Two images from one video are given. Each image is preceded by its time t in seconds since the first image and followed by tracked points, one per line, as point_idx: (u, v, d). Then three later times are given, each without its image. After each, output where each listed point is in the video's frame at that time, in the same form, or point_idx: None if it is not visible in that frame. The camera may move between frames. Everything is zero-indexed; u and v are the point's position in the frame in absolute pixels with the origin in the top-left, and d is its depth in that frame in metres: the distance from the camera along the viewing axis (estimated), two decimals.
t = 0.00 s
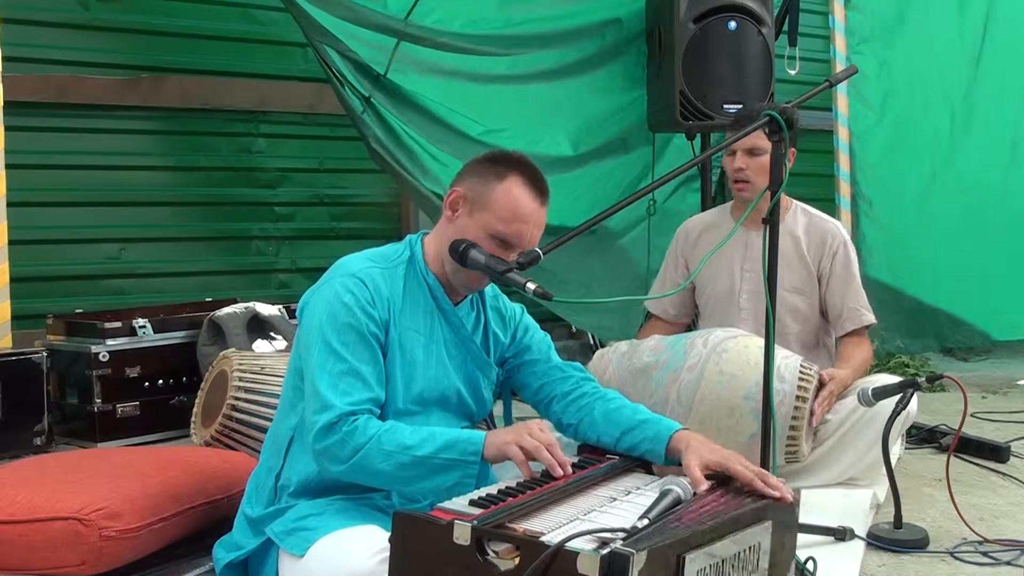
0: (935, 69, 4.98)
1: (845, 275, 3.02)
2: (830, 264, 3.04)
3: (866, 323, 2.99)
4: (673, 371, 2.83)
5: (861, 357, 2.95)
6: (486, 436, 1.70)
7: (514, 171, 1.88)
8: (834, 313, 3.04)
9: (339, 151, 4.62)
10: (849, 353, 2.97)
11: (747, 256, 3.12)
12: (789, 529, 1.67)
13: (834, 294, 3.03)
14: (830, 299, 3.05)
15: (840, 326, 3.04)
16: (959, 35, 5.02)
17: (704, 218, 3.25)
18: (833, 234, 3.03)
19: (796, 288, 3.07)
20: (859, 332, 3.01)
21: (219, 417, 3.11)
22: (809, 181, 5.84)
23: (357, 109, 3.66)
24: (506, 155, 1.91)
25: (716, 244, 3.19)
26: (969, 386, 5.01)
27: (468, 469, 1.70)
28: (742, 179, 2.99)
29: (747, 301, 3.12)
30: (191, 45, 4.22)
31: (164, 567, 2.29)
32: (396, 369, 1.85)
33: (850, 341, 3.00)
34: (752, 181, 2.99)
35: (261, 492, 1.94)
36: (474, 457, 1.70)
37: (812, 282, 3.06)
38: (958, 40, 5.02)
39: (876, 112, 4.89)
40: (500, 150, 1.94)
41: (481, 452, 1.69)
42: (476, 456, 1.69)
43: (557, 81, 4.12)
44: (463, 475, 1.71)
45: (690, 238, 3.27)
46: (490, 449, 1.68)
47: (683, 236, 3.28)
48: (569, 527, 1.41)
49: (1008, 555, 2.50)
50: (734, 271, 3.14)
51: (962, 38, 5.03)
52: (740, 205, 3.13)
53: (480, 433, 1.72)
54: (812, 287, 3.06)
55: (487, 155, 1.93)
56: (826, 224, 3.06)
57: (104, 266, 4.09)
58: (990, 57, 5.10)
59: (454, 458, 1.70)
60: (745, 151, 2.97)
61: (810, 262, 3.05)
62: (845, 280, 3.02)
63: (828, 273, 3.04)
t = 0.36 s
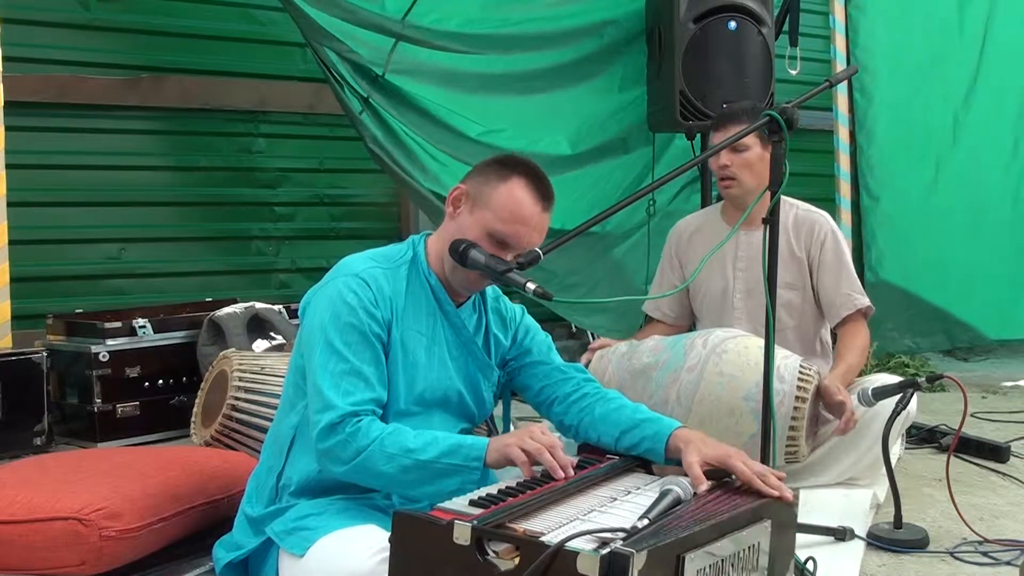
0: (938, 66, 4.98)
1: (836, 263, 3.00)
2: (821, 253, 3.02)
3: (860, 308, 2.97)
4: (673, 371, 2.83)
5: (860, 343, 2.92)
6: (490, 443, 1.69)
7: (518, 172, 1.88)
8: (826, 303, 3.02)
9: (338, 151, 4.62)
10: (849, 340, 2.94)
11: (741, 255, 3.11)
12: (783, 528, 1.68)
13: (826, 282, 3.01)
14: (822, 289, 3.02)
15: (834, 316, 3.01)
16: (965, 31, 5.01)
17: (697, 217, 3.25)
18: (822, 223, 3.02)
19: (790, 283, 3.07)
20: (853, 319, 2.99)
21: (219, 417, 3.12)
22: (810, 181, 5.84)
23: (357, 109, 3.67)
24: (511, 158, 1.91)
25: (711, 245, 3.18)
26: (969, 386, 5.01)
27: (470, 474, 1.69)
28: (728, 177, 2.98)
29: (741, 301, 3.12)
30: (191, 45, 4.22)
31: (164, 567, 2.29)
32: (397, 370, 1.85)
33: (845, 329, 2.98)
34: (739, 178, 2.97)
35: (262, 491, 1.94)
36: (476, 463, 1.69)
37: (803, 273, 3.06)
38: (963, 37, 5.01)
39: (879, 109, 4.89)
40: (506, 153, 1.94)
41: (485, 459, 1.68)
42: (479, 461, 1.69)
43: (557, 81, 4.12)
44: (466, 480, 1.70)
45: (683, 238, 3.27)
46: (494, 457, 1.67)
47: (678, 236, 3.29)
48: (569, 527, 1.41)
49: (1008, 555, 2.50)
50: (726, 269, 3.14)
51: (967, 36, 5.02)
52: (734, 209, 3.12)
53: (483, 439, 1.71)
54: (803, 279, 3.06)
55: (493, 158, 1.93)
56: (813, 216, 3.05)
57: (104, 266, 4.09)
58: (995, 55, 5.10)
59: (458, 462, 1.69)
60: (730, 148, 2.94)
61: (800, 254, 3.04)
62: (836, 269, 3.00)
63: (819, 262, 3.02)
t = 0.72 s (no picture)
0: (939, 64, 4.98)
1: (838, 260, 2.99)
2: (823, 250, 3.02)
3: (861, 305, 2.96)
4: (673, 371, 2.83)
5: (860, 340, 2.91)
6: (486, 424, 1.69)
7: (519, 172, 1.88)
8: (828, 300, 3.01)
9: (338, 151, 4.62)
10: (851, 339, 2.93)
11: (741, 255, 3.11)
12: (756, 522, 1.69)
13: (827, 280, 3.01)
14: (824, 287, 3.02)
15: (835, 314, 3.00)
16: (965, 29, 5.01)
17: (695, 217, 3.26)
18: (823, 221, 3.02)
19: (791, 282, 3.07)
20: (854, 317, 2.98)
21: (219, 417, 3.12)
22: (810, 181, 5.84)
23: (355, 109, 3.72)
24: (510, 156, 1.92)
25: (711, 246, 3.17)
26: (970, 386, 5.01)
27: (469, 459, 1.69)
28: (728, 174, 2.98)
29: (742, 302, 3.12)
30: (191, 45, 4.22)
31: (164, 568, 2.28)
32: (397, 370, 1.85)
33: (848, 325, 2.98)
34: (740, 177, 2.97)
35: (262, 492, 1.94)
36: (474, 446, 1.69)
37: (805, 271, 3.06)
38: (964, 34, 5.01)
39: (880, 108, 4.89)
40: (502, 150, 1.94)
41: (483, 442, 1.68)
42: (476, 445, 1.69)
43: (556, 81, 4.12)
44: (464, 465, 1.70)
45: (684, 238, 3.27)
46: (491, 440, 1.67)
47: (677, 236, 3.30)
48: (568, 527, 1.41)
49: (1008, 555, 2.50)
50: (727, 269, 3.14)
51: (968, 33, 5.02)
52: (735, 208, 3.11)
53: (480, 421, 1.71)
54: (806, 278, 3.06)
55: (489, 156, 1.94)
56: (815, 215, 3.05)
57: (105, 266, 4.10)
58: (997, 52, 5.09)
59: (455, 447, 1.69)
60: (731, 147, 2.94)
61: (802, 254, 3.05)
62: (838, 267, 2.99)
63: (821, 260, 3.02)
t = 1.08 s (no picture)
0: (937, 65, 4.97)
1: (843, 266, 3.00)
2: (829, 255, 3.02)
3: (865, 314, 2.97)
4: (673, 371, 2.83)
5: (859, 346, 2.93)
6: (486, 439, 1.69)
7: (508, 163, 1.88)
8: (832, 306, 3.02)
9: (339, 151, 4.62)
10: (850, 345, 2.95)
11: (748, 254, 3.11)
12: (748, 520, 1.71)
13: (832, 286, 3.01)
14: (829, 292, 3.02)
15: (838, 320, 3.01)
16: (965, 31, 5.01)
17: (702, 216, 3.26)
18: (832, 225, 3.02)
19: (796, 284, 3.07)
20: (856, 324, 2.98)
21: (219, 417, 3.11)
22: (810, 181, 5.84)
23: (352, 109, 3.73)
24: (499, 148, 1.92)
25: (716, 243, 3.18)
26: (969, 386, 5.01)
27: (467, 472, 1.69)
28: (740, 172, 2.98)
29: (747, 302, 3.12)
30: (191, 45, 4.22)
31: (164, 567, 2.28)
32: (396, 371, 1.85)
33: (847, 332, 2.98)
34: (752, 177, 2.98)
35: (261, 492, 1.94)
36: (473, 460, 1.69)
37: (812, 274, 3.05)
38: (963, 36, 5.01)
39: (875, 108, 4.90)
40: (492, 144, 1.94)
41: (481, 456, 1.69)
42: (476, 459, 1.69)
43: (555, 80, 4.12)
44: (463, 478, 1.70)
45: (690, 237, 3.27)
46: (490, 453, 1.68)
47: (683, 235, 3.29)
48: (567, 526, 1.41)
49: (1008, 555, 2.50)
50: (734, 269, 3.14)
51: (967, 35, 5.01)
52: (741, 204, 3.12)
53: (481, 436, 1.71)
54: (812, 281, 3.05)
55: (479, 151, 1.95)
56: (822, 217, 3.05)
57: (105, 266, 4.09)
58: (998, 54, 5.06)
59: (454, 461, 1.69)
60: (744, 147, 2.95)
61: (809, 256, 3.04)
62: (844, 273, 2.99)
63: (827, 265, 3.02)
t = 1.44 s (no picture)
0: (935, 67, 4.97)
1: (844, 266, 3.00)
2: (830, 256, 3.02)
3: (864, 317, 2.96)
4: (672, 370, 2.83)
5: (859, 348, 2.93)
6: (482, 431, 1.70)
7: (497, 159, 1.89)
8: (832, 308, 3.02)
9: (339, 151, 4.62)
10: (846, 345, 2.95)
11: (749, 253, 3.12)
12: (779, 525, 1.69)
13: (833, 287, 3.02)
14: (831, 293, 3.02)
15: (837, 321, 3.01)
16: (962, 32, 5.01)
17: (705, 215, 3.26)
18: (833, 226, 3.03)
19: (798, 285, 3.07)
20: (855, 326, 2.98)
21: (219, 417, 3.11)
22: (809, 181, 5.84)
23: (351, 108, 3.73)
24: (485, 144, 1.93)
25: (717, 243, 3.18)
26: (970, 386, 5.01)
27: (463, 464, 1.70)
28: (746, 173, 2.98)
29: (749, 302, 3.12)
30: (191, 44, 4.22)
31: (164, 568, 2.28)
32: (390, 367, 1.85)
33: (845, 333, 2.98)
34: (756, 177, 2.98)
35: (260, 493, 1.94)
36: (468, 452, 1.69)
37: (814, 274, 3.05)
38: (960, 38, 5.01)
39: (877, 110, 4.87)
40: (476, 140, 1.95)
41: (478, 448, 1.69)
42: (471, 451, 1.69)
43: (555, 80, 4.13)
44: (459, 470, 1.70)
45: (691, 236, 3.27)
46: (487, 447, 1.68)
47: (685, 235, 3.29)
48: (568, 527, 1.41)
49: (1008, 555, 2.50)
50: (736, 269, 3.14)
51: (965, 37, 5.02)
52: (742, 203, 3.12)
53: (475, 428, 1.72)
54: (814, 281, 3.05)
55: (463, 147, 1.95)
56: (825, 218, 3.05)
57: (105, 266, 4.09)
58: (993, 56, 5.08)
59: (449, 454, 1.70)
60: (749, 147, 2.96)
61: (811, 256, 3.04)
62: (845, 274, 3.00)
63: (828, 265, 3.03)
